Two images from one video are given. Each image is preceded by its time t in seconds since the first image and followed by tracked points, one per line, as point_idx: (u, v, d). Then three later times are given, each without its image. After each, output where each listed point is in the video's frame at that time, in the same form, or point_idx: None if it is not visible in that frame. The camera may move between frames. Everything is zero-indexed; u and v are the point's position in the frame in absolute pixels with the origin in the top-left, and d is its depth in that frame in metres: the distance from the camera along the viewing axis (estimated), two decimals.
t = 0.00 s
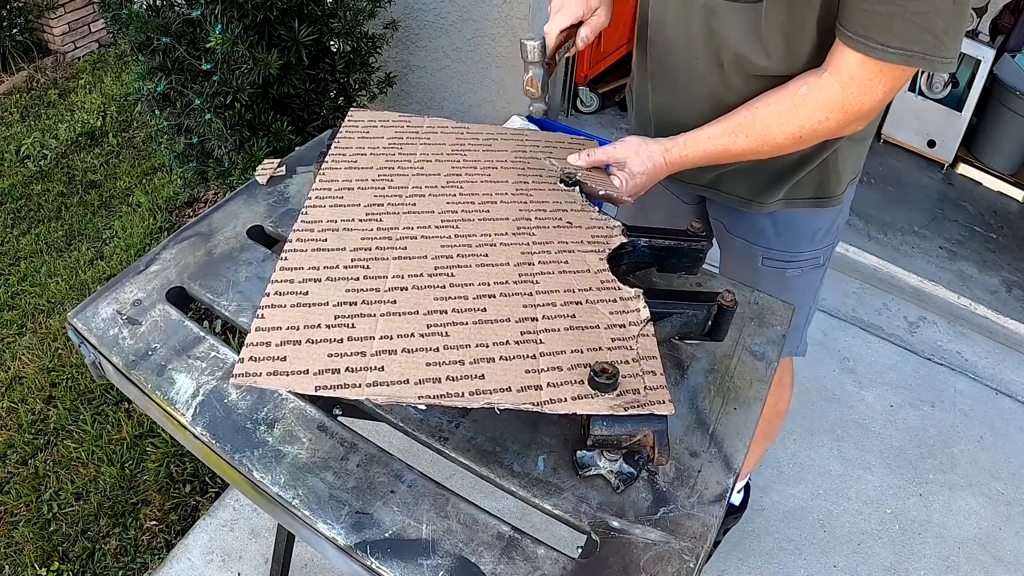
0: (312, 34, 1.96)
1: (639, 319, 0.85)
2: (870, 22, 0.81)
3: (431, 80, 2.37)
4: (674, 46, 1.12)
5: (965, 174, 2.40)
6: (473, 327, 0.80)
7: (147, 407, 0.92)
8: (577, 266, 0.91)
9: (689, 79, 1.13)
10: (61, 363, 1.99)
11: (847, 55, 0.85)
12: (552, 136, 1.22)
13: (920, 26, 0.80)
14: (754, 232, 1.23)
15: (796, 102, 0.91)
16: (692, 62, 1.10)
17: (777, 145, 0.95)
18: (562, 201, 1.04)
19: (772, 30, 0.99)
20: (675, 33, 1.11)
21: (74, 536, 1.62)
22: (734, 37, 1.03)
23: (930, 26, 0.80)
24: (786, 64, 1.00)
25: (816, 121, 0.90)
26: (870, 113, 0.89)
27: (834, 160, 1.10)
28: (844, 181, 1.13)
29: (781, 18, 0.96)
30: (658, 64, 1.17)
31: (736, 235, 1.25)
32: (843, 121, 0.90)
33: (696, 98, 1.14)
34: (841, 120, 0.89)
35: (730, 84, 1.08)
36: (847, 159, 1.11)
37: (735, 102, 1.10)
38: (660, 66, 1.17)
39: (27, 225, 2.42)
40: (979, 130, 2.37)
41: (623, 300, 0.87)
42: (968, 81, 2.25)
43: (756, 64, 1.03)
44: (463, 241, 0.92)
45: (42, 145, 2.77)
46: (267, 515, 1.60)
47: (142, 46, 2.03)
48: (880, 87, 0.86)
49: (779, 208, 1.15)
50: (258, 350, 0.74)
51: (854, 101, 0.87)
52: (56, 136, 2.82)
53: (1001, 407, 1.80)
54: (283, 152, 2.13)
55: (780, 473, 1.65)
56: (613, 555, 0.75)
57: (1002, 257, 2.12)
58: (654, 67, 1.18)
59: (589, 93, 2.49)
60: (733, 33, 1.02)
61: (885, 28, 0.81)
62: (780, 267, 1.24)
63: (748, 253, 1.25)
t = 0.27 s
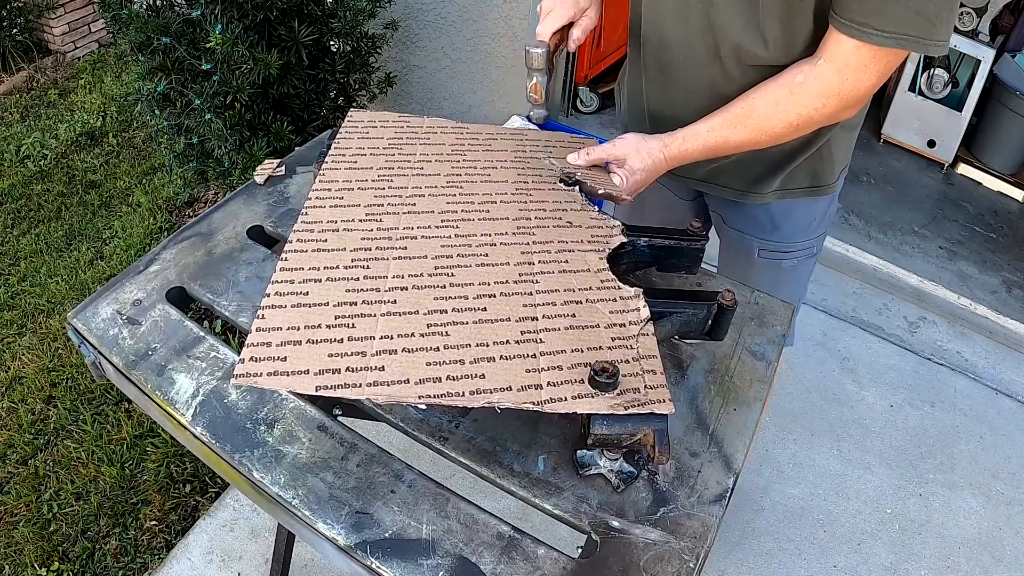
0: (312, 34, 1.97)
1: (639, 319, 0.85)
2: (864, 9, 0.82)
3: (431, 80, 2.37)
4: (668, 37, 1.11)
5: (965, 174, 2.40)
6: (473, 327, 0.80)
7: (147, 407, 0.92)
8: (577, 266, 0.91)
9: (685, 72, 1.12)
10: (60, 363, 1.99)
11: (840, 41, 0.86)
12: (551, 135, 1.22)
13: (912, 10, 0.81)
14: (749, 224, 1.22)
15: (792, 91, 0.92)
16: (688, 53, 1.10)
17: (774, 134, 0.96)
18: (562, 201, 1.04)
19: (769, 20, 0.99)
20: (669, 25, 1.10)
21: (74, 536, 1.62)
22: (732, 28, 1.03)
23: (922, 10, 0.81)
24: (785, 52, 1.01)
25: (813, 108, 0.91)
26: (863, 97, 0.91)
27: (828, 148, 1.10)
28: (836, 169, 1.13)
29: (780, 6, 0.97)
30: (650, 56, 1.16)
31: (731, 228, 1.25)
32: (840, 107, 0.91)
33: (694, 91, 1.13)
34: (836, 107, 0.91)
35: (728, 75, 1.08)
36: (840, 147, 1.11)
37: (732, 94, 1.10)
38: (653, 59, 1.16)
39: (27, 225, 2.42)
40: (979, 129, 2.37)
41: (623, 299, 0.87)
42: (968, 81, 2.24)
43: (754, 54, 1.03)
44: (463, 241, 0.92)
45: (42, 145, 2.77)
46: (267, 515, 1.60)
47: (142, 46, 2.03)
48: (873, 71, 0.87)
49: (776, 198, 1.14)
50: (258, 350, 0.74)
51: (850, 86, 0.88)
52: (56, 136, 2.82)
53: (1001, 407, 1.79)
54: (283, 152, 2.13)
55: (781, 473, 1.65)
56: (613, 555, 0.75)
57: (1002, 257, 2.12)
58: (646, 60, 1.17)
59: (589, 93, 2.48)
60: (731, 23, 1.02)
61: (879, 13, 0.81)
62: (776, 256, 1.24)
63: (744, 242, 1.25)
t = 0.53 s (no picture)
0: (312, 34, 1.97)
1: (637, 318, 0.85)
2: (861, 6, 0.83)
3: (431, 80, 2.37)
4: (665, 35, 1.11)
5: (965, 174, 2.40)
6: (472, 327, 0.80)
7: (147, 407, 0.92)
8: (577, 266, 0.91)
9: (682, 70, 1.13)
10: (61, 363, 1.99)
11: (839, 39, 0.86)
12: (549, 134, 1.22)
13: (910, 6, 0.81)
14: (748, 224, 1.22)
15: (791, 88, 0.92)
16: (686, 51, 1.10)
17: (774, 132, 0.96)
18: (561, 201, 1.04)
19: (769, 19, 0.99)
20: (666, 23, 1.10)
21: (74, 536, 1.62)
22: (730, 25, 1.03)
23: (919, 5, 0.81)
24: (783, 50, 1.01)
25: (812, 105, 0.91)
26: (862, 95, 0.91)
27: (825, 147, 1.10)
28: (833, 167, 1.13)
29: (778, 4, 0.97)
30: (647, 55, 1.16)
31: (730, 227, 1.25)
32: (839, 104, 0.91)
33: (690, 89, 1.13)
34: (835, 105, 0.91)
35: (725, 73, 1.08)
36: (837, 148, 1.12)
37: (729, 92, 1.10)
38: (650, 57, 1.16)
39: (28, 225, 2.42)
40: (979, 129, 2.37)
41: (622, 298, 0.87)
42: (968, 81, 2.25)
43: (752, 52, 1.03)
44: (462, 241, 0.93)
45: (43, 145, 2.78)
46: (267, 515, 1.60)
47: (142, 46, 2.03)
48: (871, 68, 0.88)
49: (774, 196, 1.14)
50: (256, 352, 0.74)
51: (849, 83, 0.89)
52: (56, 136, 2.82)
53: (1001, 407, 1.79)
54: (283, 152, 2.13)
55: (780, 473, 1.65)
56: (612, 555, 0.75)
57: (1001, 257, 2.12)
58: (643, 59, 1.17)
59: (589, 93, 2.47)
60: (728, 21, 1.03)
61: (877, 9, 0.82)
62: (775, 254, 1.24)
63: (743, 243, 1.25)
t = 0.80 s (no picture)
0: (312, 34, 1.97)
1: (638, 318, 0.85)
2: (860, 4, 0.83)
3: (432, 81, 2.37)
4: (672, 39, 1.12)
5: (965, 174, 2.34)
6: (473, 327, 0.81)
7: (147, 408, 0.92)
8: (577, 265, 0.92)
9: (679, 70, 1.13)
10: (61, 363, 1.99)
11: (838, 36, 0.87)
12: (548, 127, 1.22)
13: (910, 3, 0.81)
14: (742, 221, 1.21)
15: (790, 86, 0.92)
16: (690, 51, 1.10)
17: (770, 130, 0.96)
18: (561, 199, 1.03)
19: (766, 17, 0.99)
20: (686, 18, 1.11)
21: (74, 536, 1.63)
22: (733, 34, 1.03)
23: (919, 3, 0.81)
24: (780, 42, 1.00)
25: (810, 103, 0.91)
26: (859, 94, 0.91)
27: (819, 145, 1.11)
28: (827, 165, 1.15)
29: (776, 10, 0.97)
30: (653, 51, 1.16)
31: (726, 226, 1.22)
32: (837, 103, 0.91)
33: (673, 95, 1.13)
34: (832, 103, 0.91)
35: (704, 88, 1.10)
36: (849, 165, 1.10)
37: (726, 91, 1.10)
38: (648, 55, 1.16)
39: (27, 225, 2.42)
40: (979, 129, 2.29)
41: (622, 298, 0.87)
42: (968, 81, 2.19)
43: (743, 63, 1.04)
44: (463, 241, 0.93)
45: (42, 145, 2.78)
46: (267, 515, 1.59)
47: (142, 46, 2.03)
48: (869, 66, 0.88)
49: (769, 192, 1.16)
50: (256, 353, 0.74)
51: (847, 82, 0.89)
52: (56, 136, 2.82)
53: (1001, 407, 1.79)
54: (283, 152, 2.13)
55: (780, 473, 1.65)
56: (613, 555, 0.75)
57: (1001, 257, 2.12)
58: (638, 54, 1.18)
59: (589, 93, 2.48)
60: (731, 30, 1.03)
61: (876, 8, 0.82)
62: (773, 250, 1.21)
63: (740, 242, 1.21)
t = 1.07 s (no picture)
0: (312, 34, 1.97)
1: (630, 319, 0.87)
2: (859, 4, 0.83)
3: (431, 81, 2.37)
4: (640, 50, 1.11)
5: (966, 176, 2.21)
6: (472, 326, 0.85)
7: (146, 408, 0.92)
8: (577, 265, 0.93)
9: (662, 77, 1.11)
10: (60, 364, 1.99)
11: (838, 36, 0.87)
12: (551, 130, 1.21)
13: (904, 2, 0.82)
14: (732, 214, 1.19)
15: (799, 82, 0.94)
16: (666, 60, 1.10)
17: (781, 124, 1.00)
18: (562, 199, 1.05)
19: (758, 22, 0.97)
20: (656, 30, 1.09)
21: (75, 537, 1.63)
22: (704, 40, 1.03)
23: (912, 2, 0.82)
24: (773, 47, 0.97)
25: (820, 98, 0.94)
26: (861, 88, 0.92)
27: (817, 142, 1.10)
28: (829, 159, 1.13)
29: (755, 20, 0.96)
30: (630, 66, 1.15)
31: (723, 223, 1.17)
32: (840, 95, 0.93)
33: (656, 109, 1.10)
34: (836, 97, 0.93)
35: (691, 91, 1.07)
36: (892, 170, 1.00)
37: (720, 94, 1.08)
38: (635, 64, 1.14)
39: (28, 225, 2.42)
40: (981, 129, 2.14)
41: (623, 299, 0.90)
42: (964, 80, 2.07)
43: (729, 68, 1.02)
44: (463, 242, 0.97)
45: (42, 145, 2.78)
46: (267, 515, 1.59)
47: (142, 46, 2.04)
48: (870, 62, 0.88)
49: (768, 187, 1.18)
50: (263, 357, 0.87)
51: (854, 75, 0.90)
52: (57, 136, 2.82)
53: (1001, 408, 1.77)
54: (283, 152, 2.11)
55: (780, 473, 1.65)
56: (612, 556, 0.76)
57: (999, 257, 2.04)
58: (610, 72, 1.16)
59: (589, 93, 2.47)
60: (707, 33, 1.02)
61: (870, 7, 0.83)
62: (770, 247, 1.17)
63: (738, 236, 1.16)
